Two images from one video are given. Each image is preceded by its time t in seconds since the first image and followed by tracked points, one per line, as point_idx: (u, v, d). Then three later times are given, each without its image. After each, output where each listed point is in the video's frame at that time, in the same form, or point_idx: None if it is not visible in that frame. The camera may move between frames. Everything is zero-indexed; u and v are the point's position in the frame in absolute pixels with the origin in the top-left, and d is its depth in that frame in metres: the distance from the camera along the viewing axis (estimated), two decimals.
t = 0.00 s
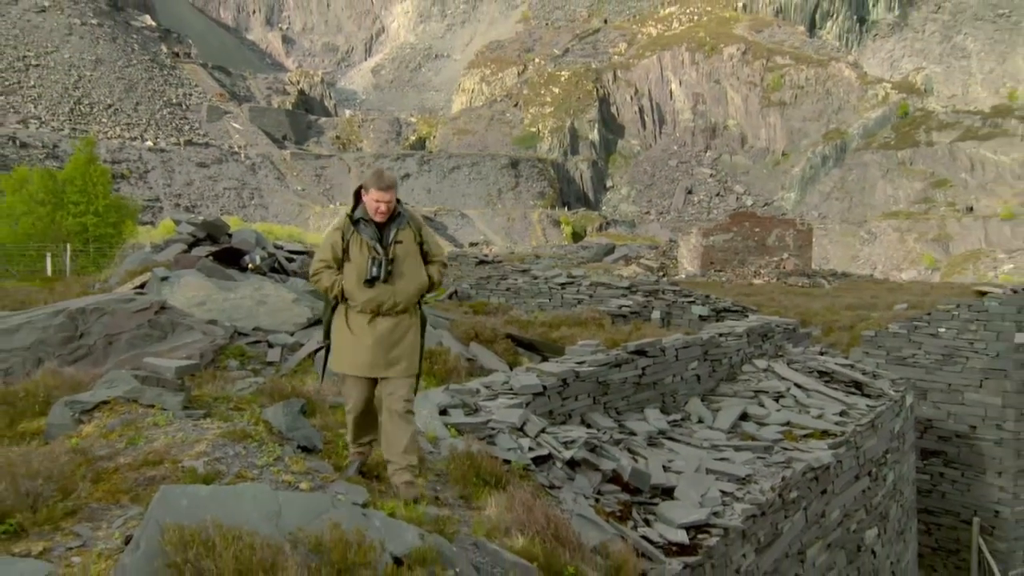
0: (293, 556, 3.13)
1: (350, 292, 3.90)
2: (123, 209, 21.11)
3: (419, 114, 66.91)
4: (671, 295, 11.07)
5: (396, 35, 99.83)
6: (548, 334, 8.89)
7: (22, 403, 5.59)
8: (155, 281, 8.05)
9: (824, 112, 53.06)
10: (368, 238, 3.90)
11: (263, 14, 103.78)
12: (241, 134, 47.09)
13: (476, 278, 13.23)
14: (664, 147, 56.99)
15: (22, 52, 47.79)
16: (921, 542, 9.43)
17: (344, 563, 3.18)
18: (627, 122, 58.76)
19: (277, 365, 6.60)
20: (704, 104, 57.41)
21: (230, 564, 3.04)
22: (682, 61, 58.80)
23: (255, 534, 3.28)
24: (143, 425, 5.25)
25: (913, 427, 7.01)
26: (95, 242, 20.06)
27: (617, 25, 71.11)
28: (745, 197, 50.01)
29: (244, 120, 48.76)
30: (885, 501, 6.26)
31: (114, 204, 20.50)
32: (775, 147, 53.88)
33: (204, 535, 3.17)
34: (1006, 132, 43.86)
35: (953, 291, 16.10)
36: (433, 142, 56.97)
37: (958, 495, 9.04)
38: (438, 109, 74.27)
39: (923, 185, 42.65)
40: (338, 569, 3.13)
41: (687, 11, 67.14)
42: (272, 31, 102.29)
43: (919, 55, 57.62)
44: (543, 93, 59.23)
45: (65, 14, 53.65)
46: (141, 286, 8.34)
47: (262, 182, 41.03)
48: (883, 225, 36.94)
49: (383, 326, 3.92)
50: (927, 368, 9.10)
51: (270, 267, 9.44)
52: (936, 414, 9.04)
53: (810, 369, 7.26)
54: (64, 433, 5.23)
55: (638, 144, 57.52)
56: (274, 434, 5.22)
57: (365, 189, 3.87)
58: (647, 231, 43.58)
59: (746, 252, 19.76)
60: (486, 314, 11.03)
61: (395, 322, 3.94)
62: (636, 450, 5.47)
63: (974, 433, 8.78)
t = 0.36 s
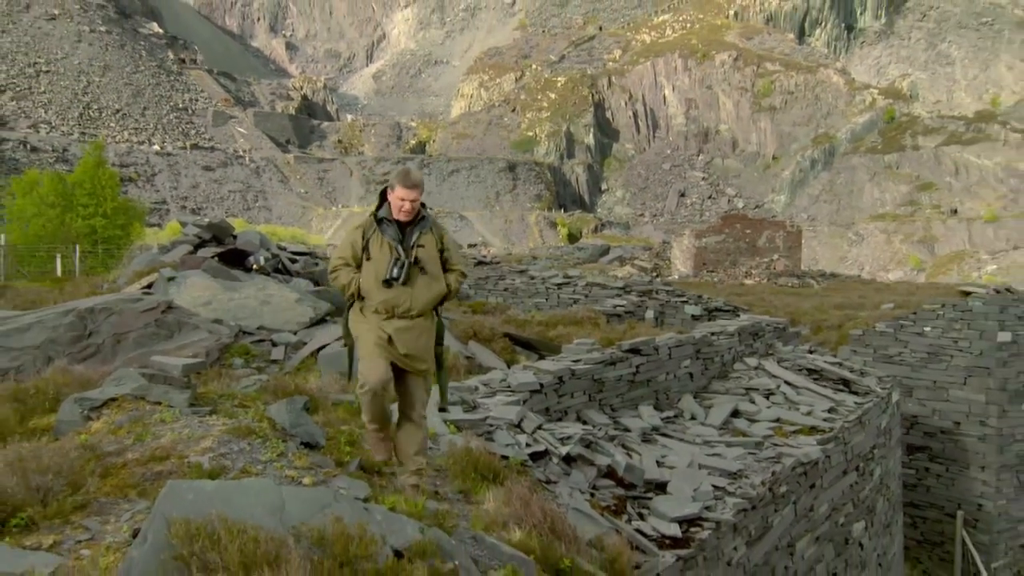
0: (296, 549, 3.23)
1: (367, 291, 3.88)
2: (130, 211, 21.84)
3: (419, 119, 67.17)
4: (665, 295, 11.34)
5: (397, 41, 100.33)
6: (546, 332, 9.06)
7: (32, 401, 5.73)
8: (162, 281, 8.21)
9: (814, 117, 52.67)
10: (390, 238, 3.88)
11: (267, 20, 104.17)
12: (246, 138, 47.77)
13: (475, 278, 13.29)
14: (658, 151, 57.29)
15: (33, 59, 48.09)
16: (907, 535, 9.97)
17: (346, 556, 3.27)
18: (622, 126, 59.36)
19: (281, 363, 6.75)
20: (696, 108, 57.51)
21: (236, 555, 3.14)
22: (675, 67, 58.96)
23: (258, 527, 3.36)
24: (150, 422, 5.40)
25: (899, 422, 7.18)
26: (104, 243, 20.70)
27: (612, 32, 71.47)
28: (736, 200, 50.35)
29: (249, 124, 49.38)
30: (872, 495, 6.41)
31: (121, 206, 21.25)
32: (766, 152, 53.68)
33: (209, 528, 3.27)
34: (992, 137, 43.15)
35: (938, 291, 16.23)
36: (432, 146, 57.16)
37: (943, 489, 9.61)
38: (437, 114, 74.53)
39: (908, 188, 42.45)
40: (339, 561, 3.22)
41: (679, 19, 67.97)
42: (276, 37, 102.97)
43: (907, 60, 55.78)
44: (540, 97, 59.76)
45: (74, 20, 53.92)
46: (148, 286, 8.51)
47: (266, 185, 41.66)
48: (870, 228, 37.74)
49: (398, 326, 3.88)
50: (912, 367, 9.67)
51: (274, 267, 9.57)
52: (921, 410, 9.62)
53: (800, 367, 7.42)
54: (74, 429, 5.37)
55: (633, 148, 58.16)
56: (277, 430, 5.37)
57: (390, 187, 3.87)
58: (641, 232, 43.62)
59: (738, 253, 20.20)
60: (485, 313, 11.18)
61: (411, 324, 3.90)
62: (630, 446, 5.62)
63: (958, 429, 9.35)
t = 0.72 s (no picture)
0: (302, 538, 3.42)
1: (376, 303, 4.04)
2: (144, 215, 22.35)
3: (419, 127, 67.65)
4: (655, 295, 11.61)
5: (398, 52, 101.19)
6: (540, 330, 9.31)
7: (50, 396, 5.96)
8: (174, 281, 8.49)
9: (797, 124, 53.35)
10: (399, 250, 4.02)
11: (274, 32, 105.16)
12: (255, 144, 48.37)
13: (472, 279, 13.61)
14: (648, 157, 57.68)
15: (51, 68, 47.57)
16: (886, 523, 10.42)
17: (349, 544, 3.47)
18: (614, 133, 59.92)
19: (288, 361, 7.01)
20: (686, 114, 58.12)
21: (244, 545, 3.30)
22: (666, 77, 59.45)
23: (265, 517, 3.54)
24: (162, 416, 5.65)
25: (878, 416, 7.47)
26: (118, 245, 21.13)
27: (605, 44, 72.05)
28: (723, 204, 50.69)
29: (257, 131, 49.91)
30: (853, 486, 6.69)
31: (134, 210, 21.80)
32: (751, 158, 54.06)
33: (218, 517, 3.44)
34: (965, 143, 42.87)
35: (916, 291, 16.51)
36: (432, 152, 57.47)
37: (920, 479, 10.06)
38: (437, 123, 75.10)
39: (888, 193, 42.42)
40: (343, 548, 3.42)
41: (670, 31, 68.61)
42: (282, 48, 103.98)
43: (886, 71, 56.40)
44: (535, 106, 60.20)
45: (92, 32, 53.55)
46: (160, 287, 8.79)
47: (273, 189, 42.19)
48: (851, 229, 38.18)
49: (406, 336, 4.05)
50: (890, 363, 10.11)
51: (281, 268, 9.78)
52: (900, 405, 10.03)
53: (784, 363, 7.70)
54: (89, 422, 5.61)
55: (625, 154, 58.73)
56: (284, 424, 5.63)
57: (398, 199, 4.01)
58: (632, 234, 43.77)
59: (725, 254, 20.84)
60: (482, 312, 11.46)
61: (419, 335, 4.08)
62: (622, 439, 5.88)
63: (934, 422, 9.79)
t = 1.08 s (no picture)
0: (305, 525, 3.60)
1: (373, 311, 3.97)
2: (154, 219, 23.16)
3: (419, 134, 67.96)
4: (646, 295, 11.98)
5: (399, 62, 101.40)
6: (534, 329, 9.59)
7: (65, 392, 6.20)
8: (183, 282, 8.79)
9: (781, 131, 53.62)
10: (387, 253, 3.96)
11: (280, 43, 105.95)
12: (261, 150, 49.14)
13: (470, 280, 13.90)
14: (639, 162, 57.45)
15: (66, 78, 48.30)
16: (866, 513, 10.73)
17: (352, 533, 3.63)
18: (605, 140, 59.49)
19: (292, 357, 7.26)
20: (673, 122, 57.82)
21: (250, 535, 3.48)
22: (655, 85, 58.99)
23: (270, 508, 3.73)
24: (172, 411, 5.90)
25: (857, 410, 7.77)
26: (130, 247, 21.92)
27: (597, 53, 71.11)
28: (710, 208, 51.31)
29: (264, 137, 50.30)
30: (834, 477, 6.98)
31: (145, 214, 22.61)
32: (737, 162, 54.39)
33: (225, 508, 3.64)
34: (940, 151, 43.54)
35: (894, 291, 16.77)
36: (432, 158, 57.52)
37: (896, 470, 10.37)
38: (437, 129, 75.50)
39: (867, 198, 43.38)
40: (346, 537, 3.57)
41: (658, 43, 67.36)
42: (288, 58, 105.11)
43: (866, 80, 57.55)
44: (530, 113, 60.11)
45: (105, 43, 53.99)
46: (170, 287, 9.07)
47: (279, 193, 42.60)
48: (832, 232, 38.56)
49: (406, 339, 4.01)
50: (869, 359, 10.41)
51: (286, 269, 10.04)
52: (879, 400, 10.28)
53: (768, 360, 7.99)
54: (102, 417, 5.85)
55: (616, 159, 58.30)
56: (289, 419, 5.87)
57: (377, 201, 3.93)
58: (623, 236, 43.93)
59: (712, 256, 21.28)
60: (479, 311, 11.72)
61: (421, 336, 4.04)
62: (614, 433, 6.15)
63: (911, 416, 10.08)
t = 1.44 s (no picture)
0: (312, 516, 3.78)
1: (367, 308, 4.16)
2: (167, 221, 23.36)
3: (420, 140, 68.35)
4: (636, 295, 12.37)
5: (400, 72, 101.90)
6: (529, 327, 9.90)
7: (83, 387, 6.50)
8: (195, 282, 9.12)
9: (763, 139, 55.04)
10: (381, 251, 4.13)
11: (287, 54, 106.54)
12: (269, 157, 48.61)
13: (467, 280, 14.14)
14: (629, 168, 57.89)
15: (83, 88, 47.96)
16: (844, 502, 10.98)
17: (356, 521, 3.81)
18: (597, 147, 59.39)
19: (299, 354, 7.56)
20: (662, 130, 58.33)
21: (260, 521, 3.71)
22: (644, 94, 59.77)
23: (279, 498, 3.95)
24: (184, 406, 6.20)
25: (837, 404, 8.13)
26: (144, 250, 22.19)
27: (589, 65, 71.10)
28: (697, 212, 51.73)
29: (273, 143, 50.16)
30: (814, 467, 7.32)
31: (159, 217, 22.85)
32: (722, 168, 55.15)
33: (234, 498, 3.85)
34: (914, 158, 44.19)
35: (872, 291, 17.05)
36: (432, 164, 57.50)
37: (874, 461, 10.64)
38: (436, 136, 76.13)
39: (845, 203, 43.59)
40: (350, 526, 3.74)
41: (646, 54, 67.98)
42: (295, 69, 105.93)
43: (844, 90, 59.69)
44: (526, 121, 60.52)
45: (122, 55, 53.44)
46: (181, 288, 9.39)
47: (286, 198, 42.84)
48: (813, 234, 39.26)
49: (399, 335, 4.15)
50: (849, 355, 10.72)
51: (292, 270, 10.32)
52: (856, 394, 10.64)
53: (751, 356, 8.36)
54: (118, 411, 6.15)
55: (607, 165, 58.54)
56: (295, 413, 6.19)
57: (371, 199, 4.10)
58: (614, 239, 44.26)
59: (699, 258, 21.81)
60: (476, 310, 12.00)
61: (415, 335, 4.17)
62: (605, 427, 6.46)
63: (887, 409, 10.44)
